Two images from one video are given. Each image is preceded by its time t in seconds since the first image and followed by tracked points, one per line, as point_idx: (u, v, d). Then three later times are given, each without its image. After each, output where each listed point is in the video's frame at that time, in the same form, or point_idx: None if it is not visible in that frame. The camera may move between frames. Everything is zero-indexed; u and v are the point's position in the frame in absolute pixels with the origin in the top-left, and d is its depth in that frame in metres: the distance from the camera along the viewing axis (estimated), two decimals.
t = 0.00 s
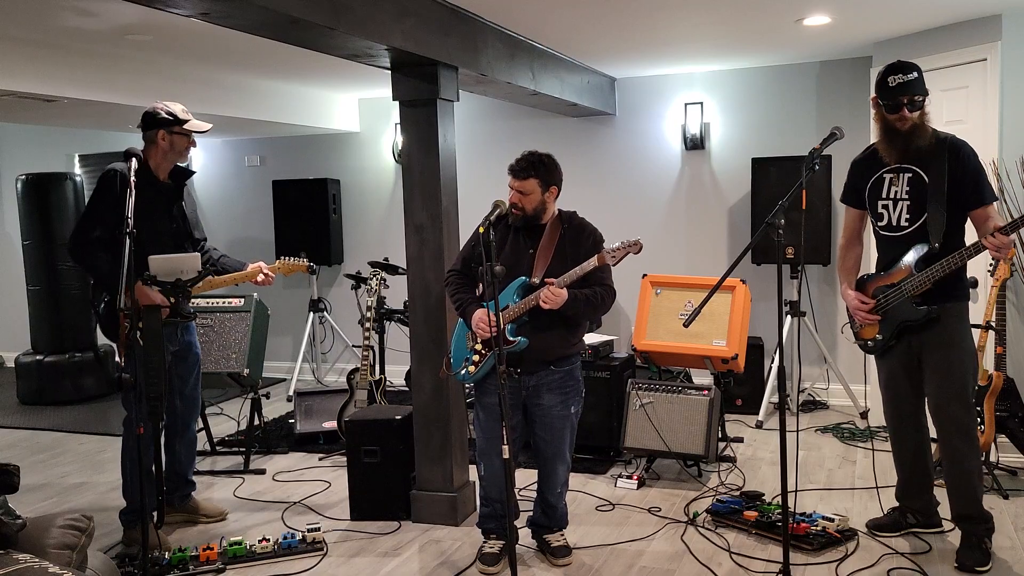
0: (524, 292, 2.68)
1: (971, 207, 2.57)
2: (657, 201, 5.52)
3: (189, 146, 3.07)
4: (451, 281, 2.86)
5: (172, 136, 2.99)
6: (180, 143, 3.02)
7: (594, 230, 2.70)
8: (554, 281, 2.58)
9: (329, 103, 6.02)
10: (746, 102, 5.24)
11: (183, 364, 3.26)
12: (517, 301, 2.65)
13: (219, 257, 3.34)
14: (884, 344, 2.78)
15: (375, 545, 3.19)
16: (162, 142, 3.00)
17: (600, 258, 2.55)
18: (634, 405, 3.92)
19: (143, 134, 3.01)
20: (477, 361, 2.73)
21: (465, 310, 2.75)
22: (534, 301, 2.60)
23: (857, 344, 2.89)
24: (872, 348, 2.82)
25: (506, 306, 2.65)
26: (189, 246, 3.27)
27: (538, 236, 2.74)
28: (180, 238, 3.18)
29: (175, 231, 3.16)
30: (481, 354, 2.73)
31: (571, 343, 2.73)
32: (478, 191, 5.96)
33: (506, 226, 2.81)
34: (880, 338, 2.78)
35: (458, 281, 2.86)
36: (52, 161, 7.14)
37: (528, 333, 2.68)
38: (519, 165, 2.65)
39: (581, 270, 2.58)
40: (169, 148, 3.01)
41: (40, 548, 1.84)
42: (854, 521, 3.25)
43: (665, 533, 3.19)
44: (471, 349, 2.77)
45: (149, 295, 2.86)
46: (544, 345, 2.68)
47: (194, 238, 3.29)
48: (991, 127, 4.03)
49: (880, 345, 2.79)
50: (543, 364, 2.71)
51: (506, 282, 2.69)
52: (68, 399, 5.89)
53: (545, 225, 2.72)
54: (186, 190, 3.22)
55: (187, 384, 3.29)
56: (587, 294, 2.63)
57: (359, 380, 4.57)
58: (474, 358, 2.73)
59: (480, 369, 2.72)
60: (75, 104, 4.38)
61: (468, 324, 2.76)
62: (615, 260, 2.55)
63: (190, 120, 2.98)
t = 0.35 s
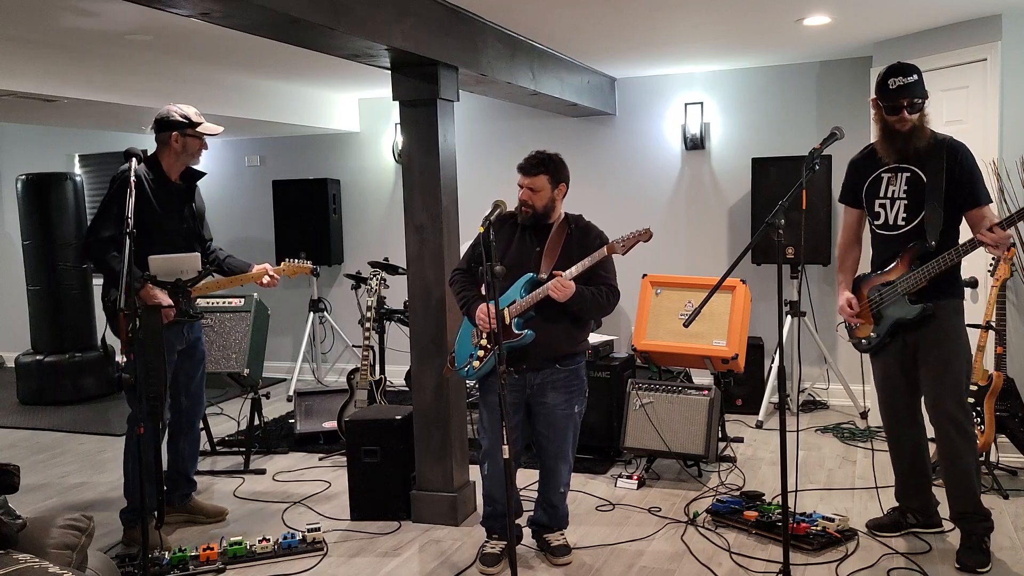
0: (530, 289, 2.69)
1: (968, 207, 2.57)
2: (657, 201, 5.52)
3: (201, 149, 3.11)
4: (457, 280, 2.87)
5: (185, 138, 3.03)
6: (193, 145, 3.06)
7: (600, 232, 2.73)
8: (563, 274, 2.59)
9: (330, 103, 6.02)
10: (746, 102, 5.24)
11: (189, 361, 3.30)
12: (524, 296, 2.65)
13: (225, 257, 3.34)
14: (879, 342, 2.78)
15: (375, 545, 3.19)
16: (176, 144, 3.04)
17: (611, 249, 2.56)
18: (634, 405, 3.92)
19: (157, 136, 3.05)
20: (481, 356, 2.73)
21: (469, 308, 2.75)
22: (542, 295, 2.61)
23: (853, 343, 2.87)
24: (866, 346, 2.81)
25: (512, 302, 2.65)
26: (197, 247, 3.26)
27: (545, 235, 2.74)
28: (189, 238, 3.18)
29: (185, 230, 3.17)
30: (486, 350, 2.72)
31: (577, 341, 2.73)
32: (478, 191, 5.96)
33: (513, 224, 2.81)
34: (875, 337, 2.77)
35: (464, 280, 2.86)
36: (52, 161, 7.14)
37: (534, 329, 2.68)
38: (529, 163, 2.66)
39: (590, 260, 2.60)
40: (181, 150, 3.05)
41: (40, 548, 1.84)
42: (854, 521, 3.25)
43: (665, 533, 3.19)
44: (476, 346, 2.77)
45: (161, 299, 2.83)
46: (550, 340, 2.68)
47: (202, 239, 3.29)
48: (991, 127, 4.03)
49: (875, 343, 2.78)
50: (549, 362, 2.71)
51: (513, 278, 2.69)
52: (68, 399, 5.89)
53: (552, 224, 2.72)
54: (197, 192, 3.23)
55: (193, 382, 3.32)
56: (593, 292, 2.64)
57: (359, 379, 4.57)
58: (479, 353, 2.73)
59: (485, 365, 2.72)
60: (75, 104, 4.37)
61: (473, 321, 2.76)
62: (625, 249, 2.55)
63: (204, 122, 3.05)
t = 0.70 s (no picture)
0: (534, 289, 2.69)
1: (969, 207, 2.58)
2: (657, 201, 5.52)
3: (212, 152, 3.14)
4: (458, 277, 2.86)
5: (197, 141, 3.06)
6: (205, 148, 3.09)
7: (603, 231, 2.73)
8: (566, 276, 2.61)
9: (330, 103, 6.02)
10: (746, 101, 5.24)
11: (193, 358, 3.29)
12: (528, 297, 2.66)
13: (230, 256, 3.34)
14: (880, 341, 2.78)
15: (375, 545, 3.19)
16: (187, 147, 3.06)
17: (615, 253, 2.62)
18: (634, 405, 3.92)
19: (169, 138, 3.08)
20: (486, 358, 2.74)
21: (472, 306, 2.75)
22: (546, 296, 2.61)
23: (853, 342, 2.89)
24: (868, 345, 2.81)
25: (518, 302, 2.66)
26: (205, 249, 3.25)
27: (549, 234, 2.74)
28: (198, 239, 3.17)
29: (194, 230, 3.16)
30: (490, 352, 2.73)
31: (580, 341, 2.73)
32: (478, 191, 5.97)
33: (515, 222, 2.79)
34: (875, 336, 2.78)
35: (464, 277, 2.84)
36: (52, 161, 7.14)
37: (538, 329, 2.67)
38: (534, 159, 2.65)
39: (595, 264, 2.64)
40: (193, 152, 3.07)
41: (40, 548, 1.84)
42: (854, 521, 3.25)
43: (665, 533, 3.20)
44: (480, 347, 2.77)
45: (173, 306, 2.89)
46: (553, 341, 2.67)
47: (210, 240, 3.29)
48: (991, 127, 4.03)
49: (876, 342, 2.78)
50: (552, 361, 2.70)
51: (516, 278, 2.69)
52: (68, 399, 5.89)
53: (556, 224, 2.72)
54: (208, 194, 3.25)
55: (198, 380, 3.33)
56: (596, 293, 2.65)
57: (359, 379, 4.57)
58: (483, 355, 2.74)
59: (489, 366, 2.73)
60: (75, 104, 4.38)
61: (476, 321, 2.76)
62: (629, 254, 2.62)
63: (215, 126, 3.09)
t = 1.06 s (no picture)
0: (537, 299, 2.69)
1: (973, 208, 2.58)
2: (657, 201, 5.52)
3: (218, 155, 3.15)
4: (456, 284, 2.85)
5: (204, 143, 3.06)
6: (211, 151, 3.10)
7: (601, 232, 2.72)
8: (576, 293, 2.60)
9: (330, 103, 6.02)
10: (746, 101, 5.24)
11: (199, 357, 3.31)
12: (531, 307, 2.66)
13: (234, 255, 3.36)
14: (880, 340, 2.77)
15: (375, 545, 3.19)
16: (194, 149, 3.07)
17: (624, 275, 2.54)
18: (634, 405, 3.92)
19: (176, 141, 3.08)
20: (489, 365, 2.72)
21: (471, 313, 2.74)
22: (553, 309, 2.61)
23: (855, 342, 2.87)
24: (868, 345, 2.80)
25: (524, 310, 2.65)
26: (212, 250, 3.27)
27: (547, 239, 2.72)
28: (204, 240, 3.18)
29: (201, 232, 3.18)
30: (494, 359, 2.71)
31: (582, 344, 2.73)
32: (477, 191, 5.97)
33: (511, 228, 2.76)
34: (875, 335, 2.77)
35: (463, 283, 2.83)
36: (52, 161, 7.14)
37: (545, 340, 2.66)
38: (530, 170, 2.61)
39: (602, 283, 2.58)
40: (199, 154, 3.08)
41: (40, 548, 1.84)
42: (854, 521, 3.25)
43: (665, 533, 3.20)
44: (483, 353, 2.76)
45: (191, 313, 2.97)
46: (556, 346, 2.67)
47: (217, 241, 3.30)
48: (991, 126, 4.03)
49: (876, 342, 2.78)
50: (554, 364, 2.70)
51: (519, 286, 2.69)
52: (68, 399, 5.89)
53: (553, 227, 2.70)
54: (214, 195, 3.26)
55: (203, 378, 3.34)
56: (601, 300, 2.62)
57: (359, 379, 4.57)
58: (486, 362, 2.73)
59: (491, 373, 2.73)
60: (75, 104, 4.37)
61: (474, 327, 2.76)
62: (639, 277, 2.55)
63: (223, 130, 3.09)
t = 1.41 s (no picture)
0: (524, 299, 2.68)
1: (979, 208, 2.58)
2: (657, 201, 5.52)
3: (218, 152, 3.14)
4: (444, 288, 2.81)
5: (201, 140, 3.05)
6: (209, 149, 3.09)
7: (588, 228, 2.72)
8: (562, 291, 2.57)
9: (330, 103, 6.02)
10: (746, 101, 5.24)
11: (199, 356, 3.31)
12: (519, 308, 2.64)
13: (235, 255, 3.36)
14: (885, 340, 2.79)
15: (375, 545, 3.19)
16: (192, 147, 3.07)
17: (612, 273, 2.55)
18: (634, 405, 3.92)
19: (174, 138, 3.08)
20: (479, 367, 2.70)
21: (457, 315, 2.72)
22: (540, 309, 2.60)
23: (858, 340, 2.90)
24: (872, 344, 2.82)
25: (511, 311, 2.64)
26: (214, 249, 3.29)
27: (533, 238, 2.70)
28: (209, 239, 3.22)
29: (204, 231, 3.21)
30: (483, 361, 2.69)
31: (572, 344, 2.73)
32: (477, 190, 5.97)
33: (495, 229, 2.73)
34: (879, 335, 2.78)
35: (450, 284, 2.81)
36: (52, 161, 7.14)
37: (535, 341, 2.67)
38: (518, 172, 2.57)
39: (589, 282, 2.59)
40: (196, 152, 3.08)
41: (40, 548, 1.84)
42: (854, 521, 3.25)
43: (665, 533, 3.20)
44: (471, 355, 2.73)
45: (224, 292, 3.01)
46: (546, 347, 2.68)
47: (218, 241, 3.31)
48: (991, 126, 4.03)
49: (882, 341, 2.79)
50: (544, 367, 2.71)
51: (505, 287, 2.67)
52: (68, 399, 5.89)
53: (541, 226, 2.67)
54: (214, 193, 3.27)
55: (203, 377, 3.34)
56: (590, 298, 2.62)
57: (359, 379, 4.57)
58: (476, 365, 2.70)
59: (483, 375, 2.70)
60: (75, 104, 4.37)
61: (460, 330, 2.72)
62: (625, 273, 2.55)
63: (220, 127, 3.06)
